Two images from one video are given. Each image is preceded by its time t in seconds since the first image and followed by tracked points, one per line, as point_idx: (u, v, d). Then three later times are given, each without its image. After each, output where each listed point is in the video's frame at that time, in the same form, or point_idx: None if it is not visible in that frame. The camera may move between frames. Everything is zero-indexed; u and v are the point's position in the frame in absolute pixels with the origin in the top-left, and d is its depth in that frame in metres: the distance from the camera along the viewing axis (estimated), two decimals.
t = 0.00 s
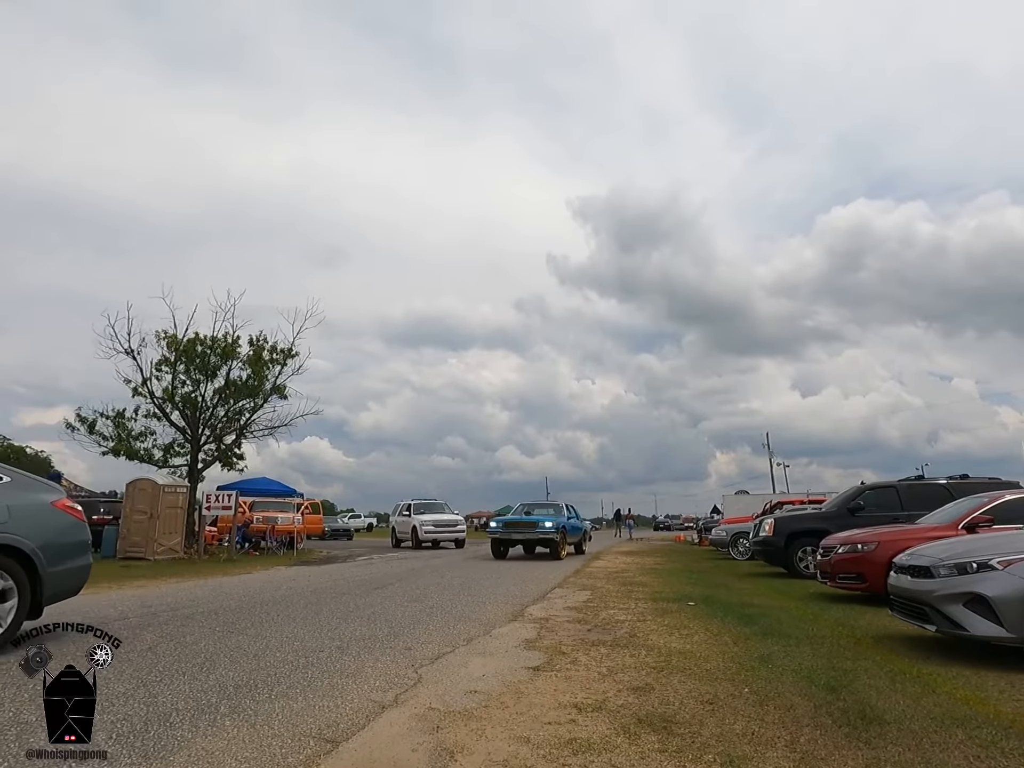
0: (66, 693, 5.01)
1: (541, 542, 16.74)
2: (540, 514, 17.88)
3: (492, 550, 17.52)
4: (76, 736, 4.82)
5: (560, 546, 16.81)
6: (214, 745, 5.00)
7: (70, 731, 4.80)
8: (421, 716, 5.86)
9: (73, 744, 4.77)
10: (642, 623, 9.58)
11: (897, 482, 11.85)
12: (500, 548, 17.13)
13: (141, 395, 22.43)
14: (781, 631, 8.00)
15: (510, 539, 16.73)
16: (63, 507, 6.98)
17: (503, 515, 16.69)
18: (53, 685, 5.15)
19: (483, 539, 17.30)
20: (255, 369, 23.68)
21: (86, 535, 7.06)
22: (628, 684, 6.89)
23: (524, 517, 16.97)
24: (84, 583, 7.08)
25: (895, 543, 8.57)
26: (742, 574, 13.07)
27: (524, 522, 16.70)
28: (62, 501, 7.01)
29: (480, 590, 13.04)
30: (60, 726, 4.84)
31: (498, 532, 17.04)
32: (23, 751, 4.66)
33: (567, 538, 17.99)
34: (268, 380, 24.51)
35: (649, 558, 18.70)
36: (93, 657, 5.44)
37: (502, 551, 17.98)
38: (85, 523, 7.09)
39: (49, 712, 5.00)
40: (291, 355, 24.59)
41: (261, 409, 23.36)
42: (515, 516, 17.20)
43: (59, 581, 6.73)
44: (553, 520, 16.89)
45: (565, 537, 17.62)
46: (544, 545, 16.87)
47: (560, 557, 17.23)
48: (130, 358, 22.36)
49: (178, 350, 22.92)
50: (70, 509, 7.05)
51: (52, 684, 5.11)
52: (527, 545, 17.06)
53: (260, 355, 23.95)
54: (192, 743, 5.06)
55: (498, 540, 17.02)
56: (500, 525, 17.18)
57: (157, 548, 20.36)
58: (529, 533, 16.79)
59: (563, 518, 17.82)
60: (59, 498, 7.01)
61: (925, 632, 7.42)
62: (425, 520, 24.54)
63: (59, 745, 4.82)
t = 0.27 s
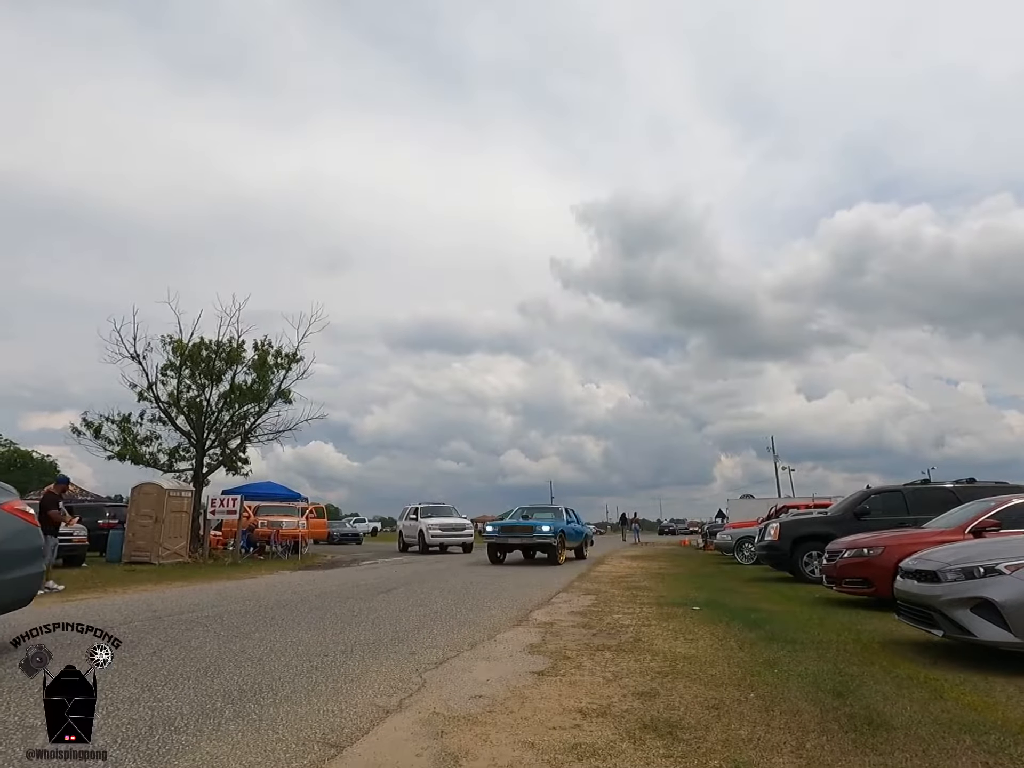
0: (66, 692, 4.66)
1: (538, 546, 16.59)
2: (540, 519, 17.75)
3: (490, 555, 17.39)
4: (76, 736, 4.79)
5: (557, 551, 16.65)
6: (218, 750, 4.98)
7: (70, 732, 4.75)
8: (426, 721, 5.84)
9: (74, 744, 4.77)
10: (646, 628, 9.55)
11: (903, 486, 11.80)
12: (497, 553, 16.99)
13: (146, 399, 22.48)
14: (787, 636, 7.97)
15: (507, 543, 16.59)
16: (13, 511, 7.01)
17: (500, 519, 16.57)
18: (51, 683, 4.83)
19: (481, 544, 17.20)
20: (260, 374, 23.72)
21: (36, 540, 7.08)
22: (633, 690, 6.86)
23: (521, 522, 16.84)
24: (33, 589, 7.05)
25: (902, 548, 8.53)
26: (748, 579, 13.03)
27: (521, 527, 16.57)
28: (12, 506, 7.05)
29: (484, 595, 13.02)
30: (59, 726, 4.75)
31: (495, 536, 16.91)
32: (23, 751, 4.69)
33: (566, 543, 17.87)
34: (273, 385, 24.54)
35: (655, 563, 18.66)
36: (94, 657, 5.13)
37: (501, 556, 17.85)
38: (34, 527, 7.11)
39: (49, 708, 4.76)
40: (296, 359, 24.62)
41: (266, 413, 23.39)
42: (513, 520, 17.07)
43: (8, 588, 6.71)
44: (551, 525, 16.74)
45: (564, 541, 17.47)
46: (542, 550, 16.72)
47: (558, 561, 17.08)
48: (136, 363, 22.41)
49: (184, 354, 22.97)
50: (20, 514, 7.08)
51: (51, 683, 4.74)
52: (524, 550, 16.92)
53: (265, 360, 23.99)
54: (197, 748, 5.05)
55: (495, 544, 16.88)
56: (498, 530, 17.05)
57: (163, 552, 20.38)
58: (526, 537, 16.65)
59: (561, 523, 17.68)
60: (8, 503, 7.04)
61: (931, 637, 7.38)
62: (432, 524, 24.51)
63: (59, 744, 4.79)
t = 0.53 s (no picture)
0: (66, 693, 4.69)
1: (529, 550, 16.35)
2: (532, 522, 17.53)
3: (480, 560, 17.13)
4: (76, 736, 4.84)
5: (548, 554, 16.41)
6: (216, 754, 4.96)
7: (70, 731, 4.78)
8: (423, 725, 5.82)
9: (74, 744, 4.81)
10: (644, 632, 9.53)
11: (901, 490, 11.80)
12: (487, 557, 16.74)
13: (144, 402, 22.45)
14: (785, 640, 7.95)
15: (497, 547, 16.35)
16: None
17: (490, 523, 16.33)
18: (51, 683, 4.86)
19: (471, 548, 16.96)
20: (258, 377, 23.70)
21: None
22: (631, 694, 6.85)
23: (512, 525, 16.61)
24: None
25: (900, 551, 8.52)
26: (746, 583, 13.02)
27: (511, 530, 16.33)
28: None
29: (482, 599, 12.99)
30: (60, 726, 4.81)
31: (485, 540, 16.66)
32: (23, 750, 4.73)
33: (558, 547, 17.62)
34: (271, 388, 24.52)
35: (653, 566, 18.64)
36: (94, 658, 5.13)
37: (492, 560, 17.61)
38: None
39: (48, 709, 4.80)
40: (294, 363, 24.61)
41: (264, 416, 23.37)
42: (503, 524, 16.83)
43: None
44: (542, 528, 16.51)
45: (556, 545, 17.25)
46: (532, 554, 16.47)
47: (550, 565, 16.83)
48: (134, 366, 22.39)
49: (182, 357, 22.95)
50: None
51: (51, 682, 4.76)
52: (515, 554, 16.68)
53: (263, 363, 23.97)
54: (194, 751, 5.03)
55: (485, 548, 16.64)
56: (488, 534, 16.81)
57: (160, 555, 20.27)
58: (516, 541, 16.41)
59: (554, 526, 17.47)
60: None
61: (930, 641, 7.37)
62: (432, 528, 24.47)
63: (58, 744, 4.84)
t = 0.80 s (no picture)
0: (66, 692, 4.69)
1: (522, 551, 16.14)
2: (527, 523, 17.34)
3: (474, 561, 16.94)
4: (76, 736, 4.86)
5: (542, 555, 16.20)
6: (216, 754, 4.96)
7: (70, 732, 4.78)
8: (423, 726, 5.82)
9: (74, 744, 4.82)
10: (645, 632, 9.53)
11: (902, 490, 11.78)
12: (480, 558, 16.47)
13: (145, 403, 22.47)
14: (786, 640, 7.94)
15: (490, 548, 16.13)
16: None
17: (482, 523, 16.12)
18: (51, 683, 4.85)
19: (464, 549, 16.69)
20: (259, 377, 23.70)
21: None
22: (632, 694, 6.84)
23: (505, 526, 16.42)
24: None
25: (901, 552, 8.51)
26: (748, 583, 13.01)
27: (504, 531, 16.13)
28: None
29: (482, 599, 12.99)
30: (60, 726, 4.80)
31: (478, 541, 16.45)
32: (23, 751, 4.74)
33: (552, 548, 17.39)
34: (272, 389, 24.52)
35: (654, 566, 18.63)
36: (94, 658, 5.14)
37: (486, 562, 17.42)
38: None
39: (49, 708, 4.79)
40: (295, 363, 24.61)
41: (265, 417, 23.37)
42: (496, 525, 16.63)
43: None
44: (536, 528, 16.31)
45: (551, 546, 17.06)
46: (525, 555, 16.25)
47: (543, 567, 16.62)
48: (135, 366, 22.40)
49: (183, 358, 22.95)
50: None
51: (51, 682, 4.76)
52: (508, 555, 16.47)
53: (264, 363, 23.98)
54: (194, 752, 5.02)
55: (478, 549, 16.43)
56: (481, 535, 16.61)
57: (161, 556, 20.28)
58: (509, 541, 16.21)
59: (549, 527, 17.28)
60: None
61: (931, 642, 7.36)
62: (435, 529, 24.46)
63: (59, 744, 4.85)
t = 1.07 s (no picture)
0: (65, 693, 4.68)
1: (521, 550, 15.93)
2: (528, 522, 17.15)
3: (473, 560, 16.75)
4: (77, 735, 4.85)
5: (541, 555, 16.00)
6: (221, 753, 4.97)
7: (69, 732, 4.77)
8: (429, 725, 5.81)
9: (74, 744, 4.79)
10: (652, 631, 9.51)
11: (910, 489, 11.73)
12: (479, 557, 16.25)
13: (153, 402, 22.54)
14: (794, 639, 7.92)
15: (489, 547, 15.91)
16: None
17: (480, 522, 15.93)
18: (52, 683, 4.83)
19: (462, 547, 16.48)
20: (266, 376, 23.75)
21: None
22: (639, 693, 6.82)
23: (505, 524, 16.21)
24: None
25: (909, 551, 8.47)
26: (755, 583, 12.98)
27: (503, 530, 15.95)
28: None
29: (489, 598, 12.99)
30: (60, 726, 4.79)
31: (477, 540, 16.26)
32: (24, 750, 4.74)
33: (553, 547, 17.14)
34: (278, 388, 24.57)
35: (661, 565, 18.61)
36: (95, 657, 5.09)
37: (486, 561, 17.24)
38: None
39: (49, 708, 4.80)
40: (301, 362, 24.65)
41: (272, 416, 23.42)
42: (495, 524, 16.45)
43: None
44: (535, 527, 16.10)
45: (552, 545, 16.86)
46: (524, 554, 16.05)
47: (543, 566, 16.41)
48: (142, 366, 22.48)
49: (190, 357, 23.01)
50: None
51: (51, 682, 4.76)
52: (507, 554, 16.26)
53: (271, 363, 24.03)
54: (199, 751, 5.02)
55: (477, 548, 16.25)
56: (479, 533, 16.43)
57: (169, 555, 20.35)
58: (508, 540, 16.02)
59: (550, 526, 17.09)
60: None
61: (940, 641, 7.32)
62: (442, 528, 24.49)
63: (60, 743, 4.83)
